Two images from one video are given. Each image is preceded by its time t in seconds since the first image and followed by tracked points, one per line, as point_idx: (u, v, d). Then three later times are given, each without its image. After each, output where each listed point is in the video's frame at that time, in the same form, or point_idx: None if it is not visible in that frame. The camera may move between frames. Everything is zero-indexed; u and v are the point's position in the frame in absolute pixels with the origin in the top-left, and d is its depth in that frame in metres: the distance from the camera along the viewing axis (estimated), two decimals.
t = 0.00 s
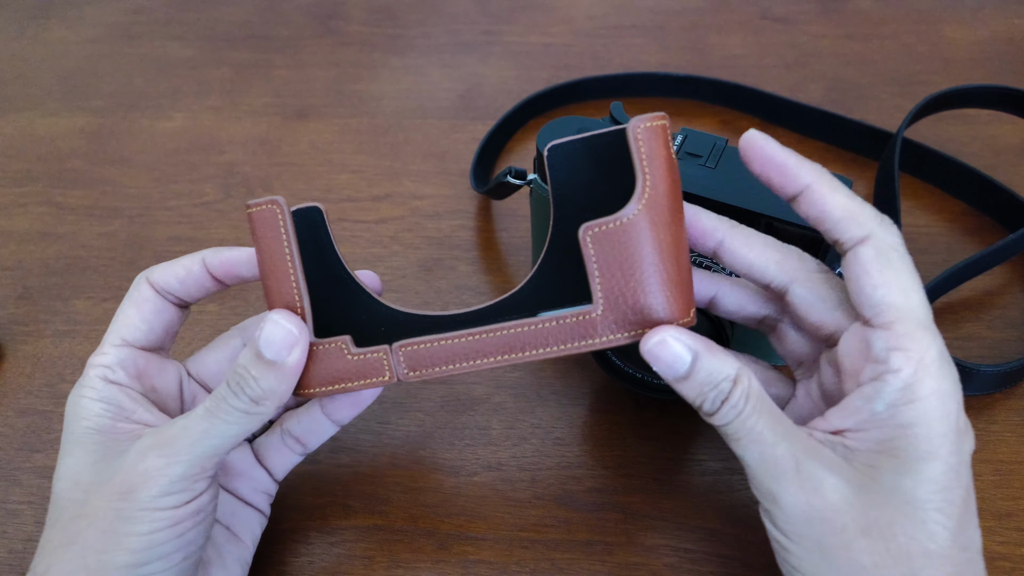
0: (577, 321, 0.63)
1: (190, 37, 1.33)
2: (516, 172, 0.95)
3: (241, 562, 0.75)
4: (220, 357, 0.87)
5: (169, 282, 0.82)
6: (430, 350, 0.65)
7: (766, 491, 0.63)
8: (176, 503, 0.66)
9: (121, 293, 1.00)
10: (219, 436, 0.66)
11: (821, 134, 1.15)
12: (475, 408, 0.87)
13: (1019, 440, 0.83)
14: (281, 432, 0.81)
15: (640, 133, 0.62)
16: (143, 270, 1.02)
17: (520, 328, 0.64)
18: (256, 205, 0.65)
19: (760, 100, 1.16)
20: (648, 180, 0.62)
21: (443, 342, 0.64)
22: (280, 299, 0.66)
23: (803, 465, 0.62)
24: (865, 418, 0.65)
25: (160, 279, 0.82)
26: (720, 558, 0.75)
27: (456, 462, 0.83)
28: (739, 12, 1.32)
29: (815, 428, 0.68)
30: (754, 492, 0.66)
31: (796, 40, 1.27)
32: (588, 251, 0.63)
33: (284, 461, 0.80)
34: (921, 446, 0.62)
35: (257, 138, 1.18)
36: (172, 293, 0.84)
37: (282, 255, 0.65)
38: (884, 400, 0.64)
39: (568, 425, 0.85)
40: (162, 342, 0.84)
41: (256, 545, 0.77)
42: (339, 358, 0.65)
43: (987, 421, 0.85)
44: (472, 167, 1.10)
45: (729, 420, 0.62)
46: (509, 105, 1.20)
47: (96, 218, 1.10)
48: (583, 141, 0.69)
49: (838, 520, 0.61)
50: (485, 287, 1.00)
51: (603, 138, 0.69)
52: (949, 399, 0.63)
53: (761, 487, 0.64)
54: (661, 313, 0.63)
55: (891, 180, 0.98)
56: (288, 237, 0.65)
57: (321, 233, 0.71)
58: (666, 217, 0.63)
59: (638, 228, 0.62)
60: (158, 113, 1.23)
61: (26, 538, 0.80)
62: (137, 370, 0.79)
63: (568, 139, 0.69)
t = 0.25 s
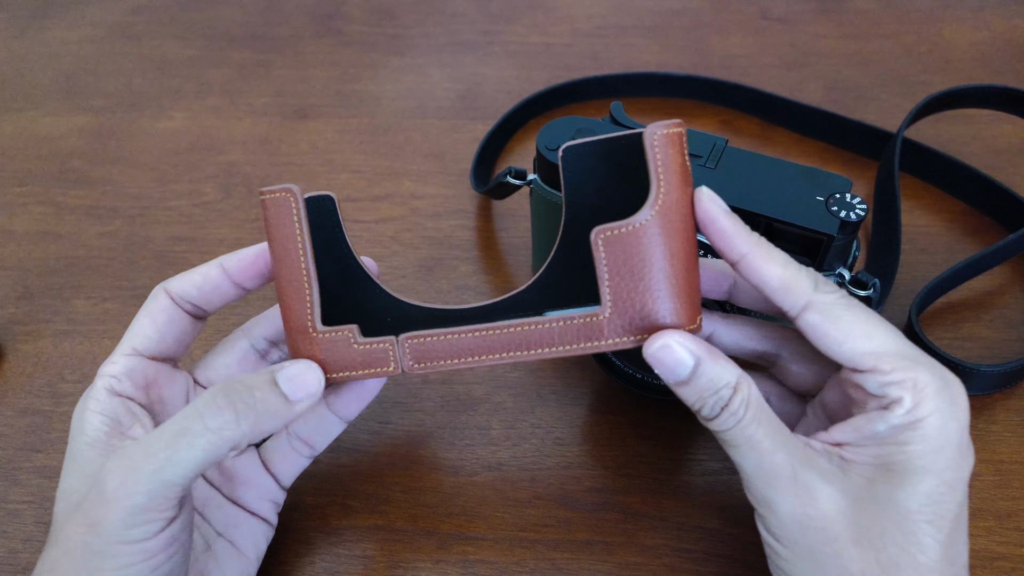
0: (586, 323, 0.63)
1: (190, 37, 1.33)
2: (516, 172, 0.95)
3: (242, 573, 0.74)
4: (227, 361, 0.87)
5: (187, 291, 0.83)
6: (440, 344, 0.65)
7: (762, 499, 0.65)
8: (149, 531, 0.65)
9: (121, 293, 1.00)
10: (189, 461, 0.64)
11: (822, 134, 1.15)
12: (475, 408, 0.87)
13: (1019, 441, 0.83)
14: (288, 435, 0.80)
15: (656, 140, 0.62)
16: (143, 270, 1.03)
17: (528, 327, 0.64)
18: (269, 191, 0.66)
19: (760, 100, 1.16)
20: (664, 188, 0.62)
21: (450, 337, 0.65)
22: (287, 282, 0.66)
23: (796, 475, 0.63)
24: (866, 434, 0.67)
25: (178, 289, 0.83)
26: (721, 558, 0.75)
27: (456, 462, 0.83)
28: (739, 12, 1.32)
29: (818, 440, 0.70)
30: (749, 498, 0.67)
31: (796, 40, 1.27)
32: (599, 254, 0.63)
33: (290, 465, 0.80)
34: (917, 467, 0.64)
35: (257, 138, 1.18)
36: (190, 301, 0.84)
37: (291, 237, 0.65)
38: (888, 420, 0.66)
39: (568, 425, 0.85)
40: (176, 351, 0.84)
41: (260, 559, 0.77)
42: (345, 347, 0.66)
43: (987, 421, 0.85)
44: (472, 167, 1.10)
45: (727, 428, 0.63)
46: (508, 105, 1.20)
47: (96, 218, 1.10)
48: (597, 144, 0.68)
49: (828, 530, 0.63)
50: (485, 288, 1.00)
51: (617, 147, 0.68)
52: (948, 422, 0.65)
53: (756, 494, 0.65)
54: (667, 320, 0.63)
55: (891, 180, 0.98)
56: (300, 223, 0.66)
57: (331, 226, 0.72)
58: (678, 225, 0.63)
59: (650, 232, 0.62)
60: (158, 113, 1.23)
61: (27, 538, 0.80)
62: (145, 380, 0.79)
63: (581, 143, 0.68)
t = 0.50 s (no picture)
0: (574, 317, 0.63)
1: (190, 37, 1.33)
2: (516, 172, 0.95)
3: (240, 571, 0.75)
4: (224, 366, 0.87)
5: (193, 297, 0.82)
6: (430, 329, 0.65)
7: (786, 502, 0.64)
8: (148, 521, 0.65)
9: (121, 293, 1.00)
10: (187, 453, 0.64)
11: (822, 133, 1.15)
12: (475, 408, 0.87)
13: (1019, 441, 0.83)
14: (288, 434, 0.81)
15: (658, 136, 0.63)
16: (143, 270, 1.03)
17: (513, 317, 0.64)
18: (281, 170, 0.68)
19: (760, 99, 1.16)
20: (664, 186, 0.62)
21: (442, 325, 0.64)
22: (287, 260, 0.67)
23: (821, 475, 0.63)
24: (889, 434, 0.67)
25: (184, 295, 0.82)
26: (721, 558, 0.75)
27: (456, 462, 0.83)
28: (739, 12, 1.32)
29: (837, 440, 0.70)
30: (769, 499, 0.67)
31: (796, 40, 1.27)
32: (594, 246, 0.63)
33: (288, 464, 0.80)
34: (943, 466, 0.64)
35: (256, 138, 1.18)
36: (194, 307, 0.83)
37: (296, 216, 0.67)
38: (915, 421, 0.66)
39: (568, 425, 0.85)
40: (177, 356, 0.84)
41: (259, 554, 0.77)
42: (335, 326, 0.65)
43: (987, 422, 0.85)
44: (472, 167, 1.10)
45: (747, 430, 0.63)
46: (508, 105, 1.20)
47: (96, 218, 1.10)
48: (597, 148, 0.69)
49: (856, 531, 0.63)
50: (485, 288, 1.00)
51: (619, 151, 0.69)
52: (973, 422, 0.65)
53: (780, 497, 0.64)
54: (661, 322, 0.62)
55: (891, 181, 0.98)
56: (305, 202, 0.67)
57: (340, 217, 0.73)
58: (676, 222, 0.63)
59: (648, 228, 0.62)
60: (158, 113, 1.23)
61: (27, 537, 0.80)
62: (142, 385, 0.79)
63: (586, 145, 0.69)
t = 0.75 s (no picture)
0: (569, 317, 0.63)
1: (190, 37, 1.33)
2: (516, 172, 0.95)
3: (242, 566, 0.75)
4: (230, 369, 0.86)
5: (209, 300, 0.82)
6: (430, 327, 0.64)
7: (787, 501, 0.64)
8: (157, 510, 0.65)
9: (121, 293, 1.00)
10: (192, 443, 0.64)
11: (822, 133, 1.15)
12: (475, 408, 0.87)
13: (1019, 441, 0.83)
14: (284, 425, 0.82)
15: (658, 148, 0.64)
16: (143, 270, 1.02)
17: (507, 316, 0.64)
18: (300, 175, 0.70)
19: (760, 99, 1.16)
20: (660, 195, 0.64)
21: (438, 321, 0.65)
22: (299, 256, 0.68)
23: (823, 474, 0.63)
24: (890, 430, 0.67)
25: (201, 298, 0.82)
26: (721, 558, 0.75)
27: (456, 462, 0.83)
28: (739, 12, 1.32)
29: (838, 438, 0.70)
30: (770, 499, 0.67)
31: (796, 40, 1.27)
32: (592, 253, 0.63)
33: (287, 455, 0.81)
34: (944, 461, 0.65)
35: (256, 138, 1.17)
36: (209, 310, 0.83)
37: (310, 215, 0.69)
38: (914, 417, 0.66)
39: (568, 425, 0.85)
40: (188, 358, 0.84)
41: (259, 552, 0.77)
42: (338, 321, 0.66)
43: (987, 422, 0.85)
44: (472, 167, 1.10)
45: (746, 430, 0.62)
46: (508, 105, 1.20)
47: (96, 218, 1.09)
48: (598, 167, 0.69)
49: (858, 528, 0.63)
50: (485, 288, 1.00)
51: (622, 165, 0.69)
52: (972, 417, 0.66)
53: (782, 496, 0.64)
54: (655, 325, 0.62)
55: (891, 180, 0.98)
56: (320, 204, 0.69)
57: (354, 226, 0.74)
58: (674, 227, 0.63)
59: (643, 235, 0.63)
60: (158, 113, 1.23)
61: (27, 537, 0.80)
62: (152, 382, 0.79)
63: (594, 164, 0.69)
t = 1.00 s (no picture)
0: (564, 319, 0.63)
1: (190, 37, 1.33)
2: (516, 172, 0.95)
3: (242, 564, 0.75)
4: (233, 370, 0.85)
5: (214, 300, 0.82)
6: (423, 325, 0.65)
7: (787, 506, 0.64)
8: (157, 503, 0.65)
9: (121, 293, 1.00)
10: (191, 436, 0.64)
11: (821, 133, 1.15)
12: (475, 408, 0.87)
13: (1019, 440, 0.83)
14: (284, 423, 0.82)
15: (657, 155, 0.65)
16: (143, 270, 1.02)
17: (501, 317, 0.64)
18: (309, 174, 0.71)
19: (760, 100, 1.16)
20: (660, 199, 0.64)
21: (433, 320, 0.65)
22: (302, 253, 0.69)
23: (824, 477, 0.63)
24: (890, 432, 0.67)
25: (206, 298, 0.82)
26: (720, 559, 0.75)
27: (456, 462, 0.83)
28: (739, 12, 1.32)
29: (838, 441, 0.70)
30: (770, 504, 0.66)
31: (796, 40, 1.27)
32: (589, 255, 0.64)
33: (287, 453, 0.81)
34: (945, 463, 0.65)
35: (257, 138, 1.17)
36: (215, 310, 0.83)
37: (314, 214, 0.69)
38: (916, 418, 0.66)
39: (568, 425, 0.85)
40: (192, 359, 0.84)
41: (259, 551, 0.77)
42: (336, 317, 0.66)
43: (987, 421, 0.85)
44: (472, 167, 1.10)
45: (745, 436, 0.62)
46: (508, 105, 1.20)
47: (97, 218, 1.09)
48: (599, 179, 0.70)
49: (860, 531, 0.63)
50: (486, 288, 1.00)
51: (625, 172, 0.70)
52: (973, 419, 0.66)
53: (783, 501, 0.64)
54: (648, 330, 0.62)
55: (891, 180, 0.98)
56: (325, 204, 0.69)
57: (359, 230, 0.75)
58: (673, 230, 0.64)
59: (641, 238, 0.63)
60: (158, 113, 1.23)
61: (26, 537, 0.80)
62: (154, 379, 0.79)
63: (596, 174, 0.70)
